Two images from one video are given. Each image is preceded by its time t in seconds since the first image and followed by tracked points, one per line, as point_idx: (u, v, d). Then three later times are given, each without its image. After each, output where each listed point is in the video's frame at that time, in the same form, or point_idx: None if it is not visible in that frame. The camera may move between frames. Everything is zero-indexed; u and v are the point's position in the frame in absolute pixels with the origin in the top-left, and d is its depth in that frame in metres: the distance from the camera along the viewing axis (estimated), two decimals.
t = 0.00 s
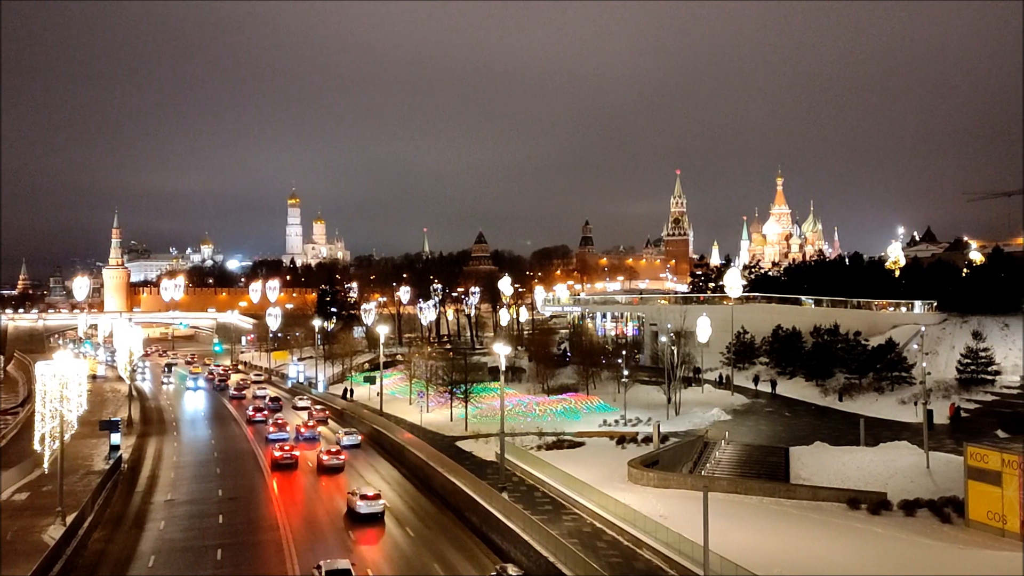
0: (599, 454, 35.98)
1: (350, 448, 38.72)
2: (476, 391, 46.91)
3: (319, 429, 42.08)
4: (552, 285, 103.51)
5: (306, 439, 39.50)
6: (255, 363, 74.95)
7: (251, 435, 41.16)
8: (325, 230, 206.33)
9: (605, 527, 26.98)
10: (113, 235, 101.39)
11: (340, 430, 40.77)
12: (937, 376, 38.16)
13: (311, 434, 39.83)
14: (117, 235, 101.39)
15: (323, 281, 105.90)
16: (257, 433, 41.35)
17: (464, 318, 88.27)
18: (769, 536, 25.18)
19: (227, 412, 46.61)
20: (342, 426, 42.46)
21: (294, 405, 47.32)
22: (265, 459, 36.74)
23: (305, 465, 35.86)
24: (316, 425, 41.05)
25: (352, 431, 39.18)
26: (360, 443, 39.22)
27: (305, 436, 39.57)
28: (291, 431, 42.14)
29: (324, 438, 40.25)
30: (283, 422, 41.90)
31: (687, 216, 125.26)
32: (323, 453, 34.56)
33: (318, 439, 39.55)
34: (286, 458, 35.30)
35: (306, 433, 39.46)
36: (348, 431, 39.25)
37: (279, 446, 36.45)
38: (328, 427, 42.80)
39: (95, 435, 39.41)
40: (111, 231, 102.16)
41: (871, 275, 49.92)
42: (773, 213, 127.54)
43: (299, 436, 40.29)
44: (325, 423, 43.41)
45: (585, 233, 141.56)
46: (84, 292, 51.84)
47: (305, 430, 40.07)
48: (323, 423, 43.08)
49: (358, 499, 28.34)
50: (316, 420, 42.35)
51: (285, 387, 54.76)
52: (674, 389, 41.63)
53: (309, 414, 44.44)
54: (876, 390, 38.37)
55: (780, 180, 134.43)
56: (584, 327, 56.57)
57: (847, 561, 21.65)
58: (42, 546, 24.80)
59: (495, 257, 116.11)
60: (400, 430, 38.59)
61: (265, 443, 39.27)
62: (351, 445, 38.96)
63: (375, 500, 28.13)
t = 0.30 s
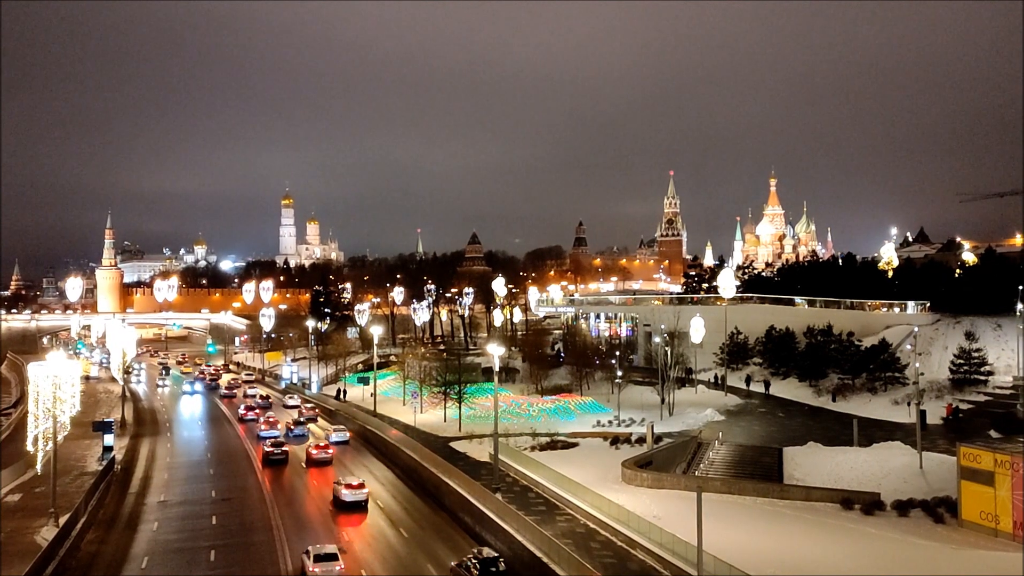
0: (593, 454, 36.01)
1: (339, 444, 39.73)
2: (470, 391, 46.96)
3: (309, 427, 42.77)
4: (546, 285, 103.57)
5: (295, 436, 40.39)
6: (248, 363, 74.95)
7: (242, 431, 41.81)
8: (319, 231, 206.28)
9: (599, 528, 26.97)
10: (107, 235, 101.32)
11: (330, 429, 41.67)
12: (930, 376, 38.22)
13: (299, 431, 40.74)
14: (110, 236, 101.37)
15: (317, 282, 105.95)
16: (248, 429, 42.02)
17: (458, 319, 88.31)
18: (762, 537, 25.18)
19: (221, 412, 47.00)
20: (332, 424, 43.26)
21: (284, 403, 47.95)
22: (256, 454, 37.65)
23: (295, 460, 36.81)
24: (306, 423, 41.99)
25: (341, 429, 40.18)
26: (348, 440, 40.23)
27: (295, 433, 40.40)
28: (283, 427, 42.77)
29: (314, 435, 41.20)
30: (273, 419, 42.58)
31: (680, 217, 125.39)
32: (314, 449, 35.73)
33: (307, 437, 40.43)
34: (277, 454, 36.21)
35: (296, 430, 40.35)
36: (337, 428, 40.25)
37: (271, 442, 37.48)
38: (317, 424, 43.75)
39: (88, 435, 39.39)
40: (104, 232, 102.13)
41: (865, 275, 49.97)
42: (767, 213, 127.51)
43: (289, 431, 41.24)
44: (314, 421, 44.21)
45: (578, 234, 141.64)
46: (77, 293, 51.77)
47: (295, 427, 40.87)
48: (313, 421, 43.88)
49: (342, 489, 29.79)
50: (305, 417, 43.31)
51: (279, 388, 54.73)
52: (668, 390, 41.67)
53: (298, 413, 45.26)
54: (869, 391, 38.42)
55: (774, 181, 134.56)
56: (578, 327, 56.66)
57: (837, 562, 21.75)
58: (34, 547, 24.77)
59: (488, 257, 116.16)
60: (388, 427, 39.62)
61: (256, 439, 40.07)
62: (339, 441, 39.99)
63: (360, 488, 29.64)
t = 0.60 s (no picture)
0: (589, 455, 36.01)
1: (330, 441, 40.53)
2: (468, 393, 46.95)
3: (302, 424, 43.32)
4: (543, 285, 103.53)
5: (288, 432, 41.16)
6: (245, 364, 74.94)
7: (236, 430, 42.38)
8: (316, 232, 206.24)
9: (596, 528, 26.95)
10: (103, 236, 101.27)
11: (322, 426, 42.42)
12: (927, 377, 38.25)
13: (292, 428, 41.50)
14: (107, 237, 101.31)
15: (314, 283, 106.03)
16: (243, 428, 42.68)
17: (455, 319, 88.44)
18: (759, 538, 25.16)
19: (216, 412, 47.35)
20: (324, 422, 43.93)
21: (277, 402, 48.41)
22: (250, 450, 38.53)
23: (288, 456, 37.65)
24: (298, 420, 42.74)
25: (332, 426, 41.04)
26: (340, 436, 41.05)
27: (288, 430, 41.10)
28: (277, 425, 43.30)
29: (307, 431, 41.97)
30: (267, 417, 43.11)
31: (677, 218, 125.44)
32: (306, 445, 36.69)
33: (299, 434, 41.14)
34: (271, 451, 37.07)
35: (289, 428, 41.11)
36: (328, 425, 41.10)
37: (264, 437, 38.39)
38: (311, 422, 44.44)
39: (85, 437, 39.33)
40: (100, 233, 102.05)
41: (862, 276, 50.00)
42: (764, 215, 127.57)
43: (282, 428, 42.05)
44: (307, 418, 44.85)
45: (575, 234, 141.69)
46: (73, 294, 51.68)
47: (288, 425, 41.54)
48: (306, 418, 44.51)
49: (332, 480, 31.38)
50: (298, 415, 43.97)
51: (275, 389, 54.64)
52: (665, 391, 41.63)
53: (291, 411, 45.93)
54: (866, 391, 38.46)
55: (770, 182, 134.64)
56: (575, 328, 56.69)
57: (834, 563, 21.73)
58: (30, 548, 24.71)
59: (485, 258, 116.20)
60: (378, 424, 40.53)
61: (250, 436, 40.80)
62: (331, 437, 40.83)
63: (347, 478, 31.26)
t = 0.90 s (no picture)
0: (588, 456, 36.01)
1: (324, 438, 41.16)
2: (466, 394, 46.94)
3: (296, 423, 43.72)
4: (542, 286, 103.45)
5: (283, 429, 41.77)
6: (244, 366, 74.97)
7: (233, 429, 42.80)
8: (315, 234, 206.19)
9: (595, 529, 26.96)
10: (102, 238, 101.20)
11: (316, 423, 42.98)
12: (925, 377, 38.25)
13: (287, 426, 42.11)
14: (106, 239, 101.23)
15: (313, 284, 106.04)
16: (239, 426, 43.18)
17: (454, 320, 88.50)
18: (757, 538, 25.16)
19: (214, 412, 47.73)
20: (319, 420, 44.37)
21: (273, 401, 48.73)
22: (246, 446, 39.27)
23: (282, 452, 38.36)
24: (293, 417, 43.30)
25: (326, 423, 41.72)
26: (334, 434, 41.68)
27: (283, 428, 41.65)
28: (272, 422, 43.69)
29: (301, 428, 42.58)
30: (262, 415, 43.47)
31: (675, 219, 125.27)
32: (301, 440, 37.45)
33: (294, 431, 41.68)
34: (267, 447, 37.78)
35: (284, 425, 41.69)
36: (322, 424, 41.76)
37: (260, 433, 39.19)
38: (306, 420, 44.89)
39: (83, 438, 39.31)
40: (99, 235, 101.99)
41: (861, 277, 49.97)
42: (763, 215, 127.36)
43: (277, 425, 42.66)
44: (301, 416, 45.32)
45: (573, 235, 141.60)
46: (72, 295, 51.64)
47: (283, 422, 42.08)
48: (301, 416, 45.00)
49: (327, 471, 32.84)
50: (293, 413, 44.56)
51: (273, 390, 54.54)
52: (664, 392, 41.54)
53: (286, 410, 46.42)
54: (865, 392, 38.44)
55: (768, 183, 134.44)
56: (574, 330, 56.71)
57: (832, 563, 21.73)
58: (29, 550, 24.69)
59: (484, 259, 116.15)
60: (372, 422, 41.23)
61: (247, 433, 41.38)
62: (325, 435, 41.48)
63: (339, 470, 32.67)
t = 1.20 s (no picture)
0: (588, 456, 36.02)
1: (321, 436, 41.52)
2: (466, 395, 46.98)
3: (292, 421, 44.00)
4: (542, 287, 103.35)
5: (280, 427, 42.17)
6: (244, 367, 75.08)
7: (231, 429, 43.11)
8: (315, 234, 206.09)
9: (595, 530, 26.98)
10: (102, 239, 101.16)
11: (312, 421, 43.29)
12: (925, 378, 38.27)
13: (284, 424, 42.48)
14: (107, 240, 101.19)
15: (313, 284, 106.07)
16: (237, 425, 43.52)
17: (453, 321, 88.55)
18: (758, 539, 25.18)
19: (212, 412, 48.10)
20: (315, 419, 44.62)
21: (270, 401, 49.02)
22: (245, 445, 39.85)
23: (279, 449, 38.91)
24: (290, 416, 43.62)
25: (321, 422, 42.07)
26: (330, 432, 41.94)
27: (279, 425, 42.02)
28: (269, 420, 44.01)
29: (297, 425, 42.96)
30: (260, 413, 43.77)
31: (675, 220, 125.14)
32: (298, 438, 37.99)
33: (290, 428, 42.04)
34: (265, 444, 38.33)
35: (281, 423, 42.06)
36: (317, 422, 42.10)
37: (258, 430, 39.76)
38: (303, 417, 45.46)
39: (83, 439, 39.30)
40: (100, 236, 101.96)
41: (860, 278, 49.96)
42: (763, 216, 127.19)
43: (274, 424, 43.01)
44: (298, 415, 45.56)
45: (573, 236, 141.49)
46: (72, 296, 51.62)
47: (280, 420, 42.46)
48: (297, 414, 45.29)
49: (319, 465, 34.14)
50: (289, 410, 44.91)
51: (273, 391, 54.53)
52: (664, 393, 41.54)
53: (283, 408, 46.73)
54: (865, 393, 38.44)
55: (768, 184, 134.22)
56: (574, 331, 56.78)
57: (831, 564, 21.76)
58: (29, 551, 24.72)
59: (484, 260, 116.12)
60: (367, 421, 41.60)
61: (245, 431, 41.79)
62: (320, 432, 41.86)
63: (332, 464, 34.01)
